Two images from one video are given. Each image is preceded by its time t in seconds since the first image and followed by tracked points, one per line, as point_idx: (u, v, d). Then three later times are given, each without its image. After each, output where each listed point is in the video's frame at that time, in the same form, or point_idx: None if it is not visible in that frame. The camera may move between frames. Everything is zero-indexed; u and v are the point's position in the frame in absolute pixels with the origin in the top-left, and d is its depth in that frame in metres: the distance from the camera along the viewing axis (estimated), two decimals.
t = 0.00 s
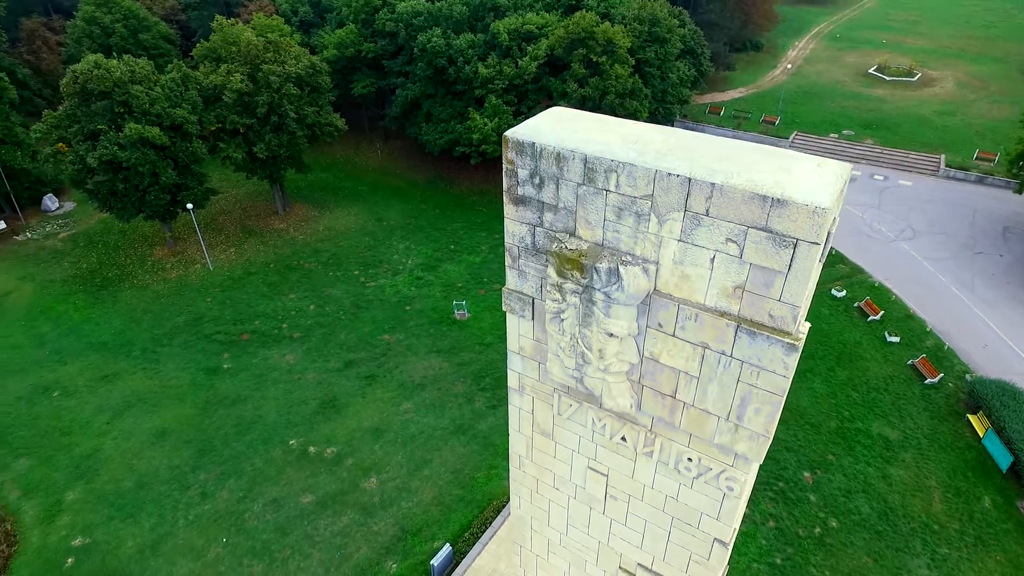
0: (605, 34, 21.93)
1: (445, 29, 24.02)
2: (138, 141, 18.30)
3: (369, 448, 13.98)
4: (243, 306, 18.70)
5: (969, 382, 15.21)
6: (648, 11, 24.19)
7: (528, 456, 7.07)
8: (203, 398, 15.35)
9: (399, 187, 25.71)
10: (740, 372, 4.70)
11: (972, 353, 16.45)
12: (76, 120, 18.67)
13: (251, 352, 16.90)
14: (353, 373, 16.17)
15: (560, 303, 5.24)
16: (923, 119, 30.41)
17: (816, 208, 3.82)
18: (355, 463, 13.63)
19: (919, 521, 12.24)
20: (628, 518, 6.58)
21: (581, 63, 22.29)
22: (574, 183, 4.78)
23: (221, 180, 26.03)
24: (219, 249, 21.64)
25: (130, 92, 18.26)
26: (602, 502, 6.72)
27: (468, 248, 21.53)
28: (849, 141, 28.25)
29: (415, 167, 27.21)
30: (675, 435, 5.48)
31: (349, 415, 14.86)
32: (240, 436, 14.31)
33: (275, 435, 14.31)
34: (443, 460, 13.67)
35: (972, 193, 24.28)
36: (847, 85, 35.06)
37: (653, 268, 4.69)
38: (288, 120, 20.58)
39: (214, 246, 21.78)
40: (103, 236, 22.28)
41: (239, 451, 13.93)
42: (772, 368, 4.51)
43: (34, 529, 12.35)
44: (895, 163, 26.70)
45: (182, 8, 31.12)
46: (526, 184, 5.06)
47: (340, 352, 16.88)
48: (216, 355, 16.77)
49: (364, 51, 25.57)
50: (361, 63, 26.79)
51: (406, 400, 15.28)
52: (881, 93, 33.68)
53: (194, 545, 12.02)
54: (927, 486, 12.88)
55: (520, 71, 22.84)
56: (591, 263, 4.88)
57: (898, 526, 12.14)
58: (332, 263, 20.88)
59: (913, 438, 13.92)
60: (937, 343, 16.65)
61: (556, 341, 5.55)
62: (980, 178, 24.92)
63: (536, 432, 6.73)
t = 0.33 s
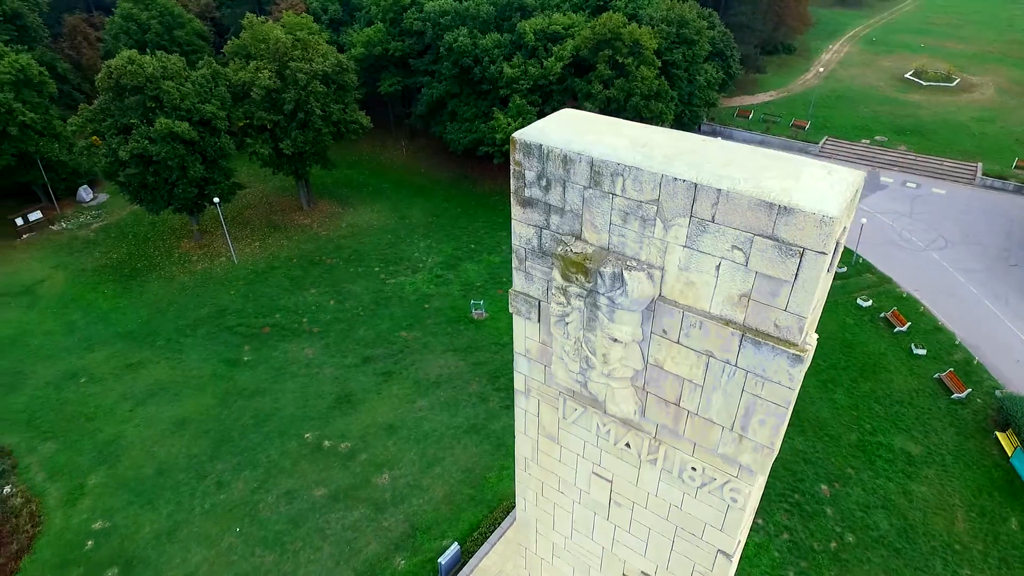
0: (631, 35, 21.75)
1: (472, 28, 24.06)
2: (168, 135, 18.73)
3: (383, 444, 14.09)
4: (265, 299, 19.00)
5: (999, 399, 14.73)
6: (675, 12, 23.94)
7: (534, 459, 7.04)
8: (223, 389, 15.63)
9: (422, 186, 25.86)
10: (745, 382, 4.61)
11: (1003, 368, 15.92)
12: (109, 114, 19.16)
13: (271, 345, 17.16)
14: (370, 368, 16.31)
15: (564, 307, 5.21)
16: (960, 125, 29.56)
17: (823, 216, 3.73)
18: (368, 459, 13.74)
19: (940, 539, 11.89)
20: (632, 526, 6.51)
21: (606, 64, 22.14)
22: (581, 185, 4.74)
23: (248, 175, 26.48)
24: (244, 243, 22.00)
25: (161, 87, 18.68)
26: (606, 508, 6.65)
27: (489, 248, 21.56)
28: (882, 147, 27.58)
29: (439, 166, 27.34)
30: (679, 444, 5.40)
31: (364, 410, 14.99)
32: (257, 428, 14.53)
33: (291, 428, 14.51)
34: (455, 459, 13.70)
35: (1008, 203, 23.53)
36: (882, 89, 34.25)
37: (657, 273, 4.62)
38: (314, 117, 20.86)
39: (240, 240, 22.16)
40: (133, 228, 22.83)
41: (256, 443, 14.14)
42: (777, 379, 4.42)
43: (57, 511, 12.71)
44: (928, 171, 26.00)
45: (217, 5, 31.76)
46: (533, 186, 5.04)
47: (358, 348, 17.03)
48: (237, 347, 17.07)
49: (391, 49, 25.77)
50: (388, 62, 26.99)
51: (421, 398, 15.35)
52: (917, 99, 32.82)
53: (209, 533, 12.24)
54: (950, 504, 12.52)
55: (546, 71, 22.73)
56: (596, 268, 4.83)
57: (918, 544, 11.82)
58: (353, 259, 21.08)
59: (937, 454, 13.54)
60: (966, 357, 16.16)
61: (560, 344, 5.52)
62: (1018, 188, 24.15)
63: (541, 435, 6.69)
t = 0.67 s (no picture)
0: (655, 36, 21.53)
1: (495, 28, 24.07)
2: (193, 131, 19.05)
3: (394, 441, 14.17)
4: (284, 295, 19.23)
5: None
6: (700, 14, 23.71)
7: (539, 461, 7.01)
8: (240, 382, 15.87)
9: (442, 185, 25.95)
10: (749, 391, 4.54)
11: None
12: (137, 109, 19.57)
13: (289, 339, 17.37)
14: (384, 366, 16.41)
15: (569, 310, 5.18)
16: (993, 132, 28.78)
17: (829, 225, 3.65)
18: (380, 455, 13.82)
19: (958, 557, 11.59)
20: (636, 532, 6.44)
21: (628, 66, 21.97)
22: (587, 188, 4.69)
23: (271, 172, 26.82)
24: (266, 238, 22.30)
25: (188, 84, 19.03)
26: (610, 513, 6.60)
27: (506, 249, 21.57)
28: (910, 153, 26.98)
29: (459, 166, 27.42)
30: (683, 452, 5.33)
31: (377, 407, 15.09)
32: (272, 421, 14.71)
33: (305, 423, 14.67)
34: (465, 458, 13.73)
35: None
36: (912, 94, 33.51)
37: (662, 279, 4.57)
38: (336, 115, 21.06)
39: (261, 235, 22.47)
40: (159, 221, 23.29)
41: (270, 436, 14.32)
42: (782, 389, 4.34)
43: (76, 496, 13.00)
44: (958, 178, 25.37)
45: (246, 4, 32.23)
46: (539, 188, 5.01)
47: (373, 345, 17.16)
48: (255, 341, 17.30)
49: (414, 48, 25.91)
50: (411, 61, 27.13)
51: (434, 396, 15.40)
52: (949, 104, 32.04)
53: (221, 524, 12.42)
54: (971, 520, 12.18)
55: (567, 72, 22.60)
56: (601, 271, 4.79)
57: (935, 561, 11.53)
58: (372, 256, 21.24)
59: (958, 468, 13.20)
60: (992, 370, 15.73)
61: (564, 347, 5.49)
62: None
63: (546, 438, 6.66)
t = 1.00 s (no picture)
0: (683, 38, 21.23)
1: (523, 28, 24.05)
2: (223, 127, 19.43)
3: (409, 439, 14.25)
4: (306, 289, 19.50)
5: None
6: (732, 16, 23.35)
7: (545, 465, 6.97)
8: (261, 374, 16.13)
9: (467, 184, 26.04)
10: (755, 403, 4.45)
11: None
12: (170, 105, 20.04)
13: (309, 334, 17.60)
14: (402, 363, 16.52)
15: (575, 315, 5.14)
16: None
17: (837, 236, 3.56)
18: (394, 452, 13.92)
19: None
20: (641, 541, 6.36)
21: (656, 68, 21.73)
22: (594, 193, 4.65)
23: (299, 168, 27.22)
24: (291, 233, 22.63)
25: (219, 81, 19.43)
26: (615, 520, 6.53)
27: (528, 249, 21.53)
28: (948, 161, 26.19)
29: (485, 165, 27.47)
30: (688, 462, 5.24)
31: (394, 404, 15.20)
32: (290, 414, 14.93)
33: (322, 417, 14.85)
34: (479, 458, 13.73)
35: None
36: (953, 100, 32.52)
37: (668, 286, 4.50)
38: (363, 113, 21.26)
39: (287, 230, 22.82)
40: (189, 214, 23.82)
41: (288, 428, 14.54)
42: (788, 403, 4.24)
43: (100, 480, 13.37)
44: (998, 188, 24.55)
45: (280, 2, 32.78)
46: (548, 192, 4.98)
47: (392, 341, 17.30)
48: (277, 335, 17.57)
49: (443, 48, 26.07)
50: (439, 60, 27.27)
51: (449, 395, 15.45)
52: (991, 111, 31.02)
53: (237, 513, 12.65)
54: (997, 543, 11.77)
55: (594, 73, 22.47)
56: (607, 277, 4.73)
57: None
58: (394, 254, 21.40)
59: (985, 489, 12.77)
60: None
61: (570, 352, 5.45)
62: None
63: (553, 442, 6.62)
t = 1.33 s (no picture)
0: (709, 40, 20.97)
1: (547, 28, 23.98)
2: (248, 124, 19.72)
3: (421, 437, 14.31)
4: (326, 285, 19.70)
5: None
6: (759, 18, 22.99)
7: (551, 468, 6.93)
8: (279, 368, 16.35)
9: (488, 184, 26.07)
10: (759, 414, 4.37)
11: None
12: (198, 101, 20.42)
13: (327, 330, 17.78)
14: (417, 361, 16.60)
15: (580, 319, 5.11)
16: None
17: (844, 246, 3.48)
18: (406, 450, 13.99)
19: None
20: (644, 548, 6.30)
21: (681, 70, 21.52)
22: (601, 197, 4.61)
23: (323, 165, 27.54)
24: (313, 230, 22.89)
25: (245, 78, 19.73)
26: (619, 527, 6.47)
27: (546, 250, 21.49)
28: (981, 169, 25.49)
29: (506, 165, 27.48)
30: (692, 471, 5.17)
31: (408, 401, 15.29)
32: (305, 409, 15.09)
33: (336, 412, 14.99)
34: (490, 458, 13.74)
35: None
36: (989, 106, 31.63)
37: (674, 293, 4.44)
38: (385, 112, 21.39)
39: (309, 226, 23.08)
40: (215, 209, 24.24)
41: (302, 423, 14.71)
42: (793, 415, 4.15)
43: (120, 468, 13.67)
44: None
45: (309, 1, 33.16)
46: (556, 195, 4.95)
47: (409, 339, 17.40)
48: (296, 330, 17.78)
49: (467, 48, 26.11)
50: (464, 60, 27.33)
51: (463, 394, 15.48)
52: None
53: (250, 505, 12.83)
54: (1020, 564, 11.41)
55: (618, 75, 22.35)
56: (612, 282, 4.68)
57: None
58: (413, 252, 21.52)
59: (1010, 507, 12.38)
60: None
61: (576, 356, 5.41)
62: None
63: (558, 446, 6.58)
